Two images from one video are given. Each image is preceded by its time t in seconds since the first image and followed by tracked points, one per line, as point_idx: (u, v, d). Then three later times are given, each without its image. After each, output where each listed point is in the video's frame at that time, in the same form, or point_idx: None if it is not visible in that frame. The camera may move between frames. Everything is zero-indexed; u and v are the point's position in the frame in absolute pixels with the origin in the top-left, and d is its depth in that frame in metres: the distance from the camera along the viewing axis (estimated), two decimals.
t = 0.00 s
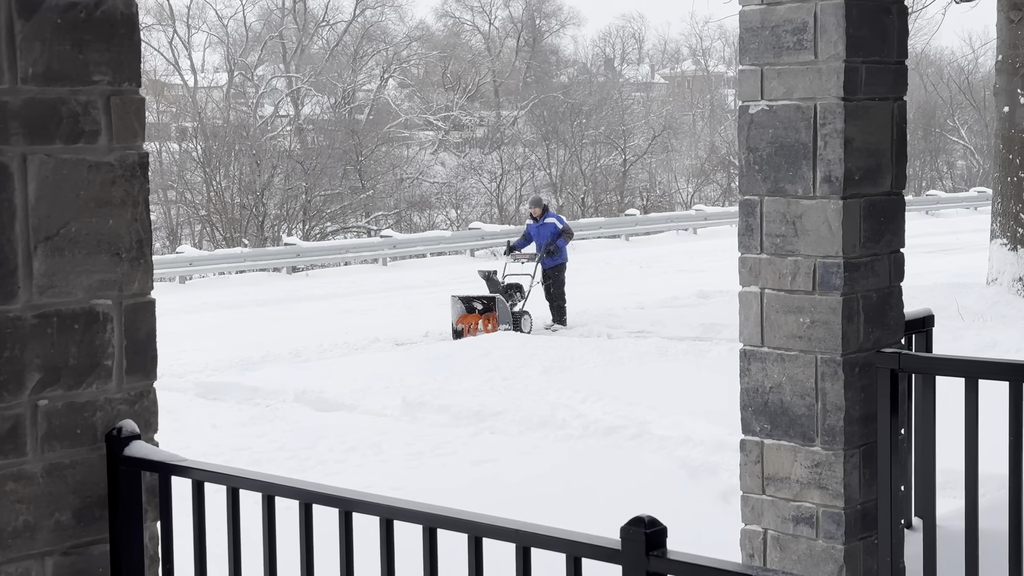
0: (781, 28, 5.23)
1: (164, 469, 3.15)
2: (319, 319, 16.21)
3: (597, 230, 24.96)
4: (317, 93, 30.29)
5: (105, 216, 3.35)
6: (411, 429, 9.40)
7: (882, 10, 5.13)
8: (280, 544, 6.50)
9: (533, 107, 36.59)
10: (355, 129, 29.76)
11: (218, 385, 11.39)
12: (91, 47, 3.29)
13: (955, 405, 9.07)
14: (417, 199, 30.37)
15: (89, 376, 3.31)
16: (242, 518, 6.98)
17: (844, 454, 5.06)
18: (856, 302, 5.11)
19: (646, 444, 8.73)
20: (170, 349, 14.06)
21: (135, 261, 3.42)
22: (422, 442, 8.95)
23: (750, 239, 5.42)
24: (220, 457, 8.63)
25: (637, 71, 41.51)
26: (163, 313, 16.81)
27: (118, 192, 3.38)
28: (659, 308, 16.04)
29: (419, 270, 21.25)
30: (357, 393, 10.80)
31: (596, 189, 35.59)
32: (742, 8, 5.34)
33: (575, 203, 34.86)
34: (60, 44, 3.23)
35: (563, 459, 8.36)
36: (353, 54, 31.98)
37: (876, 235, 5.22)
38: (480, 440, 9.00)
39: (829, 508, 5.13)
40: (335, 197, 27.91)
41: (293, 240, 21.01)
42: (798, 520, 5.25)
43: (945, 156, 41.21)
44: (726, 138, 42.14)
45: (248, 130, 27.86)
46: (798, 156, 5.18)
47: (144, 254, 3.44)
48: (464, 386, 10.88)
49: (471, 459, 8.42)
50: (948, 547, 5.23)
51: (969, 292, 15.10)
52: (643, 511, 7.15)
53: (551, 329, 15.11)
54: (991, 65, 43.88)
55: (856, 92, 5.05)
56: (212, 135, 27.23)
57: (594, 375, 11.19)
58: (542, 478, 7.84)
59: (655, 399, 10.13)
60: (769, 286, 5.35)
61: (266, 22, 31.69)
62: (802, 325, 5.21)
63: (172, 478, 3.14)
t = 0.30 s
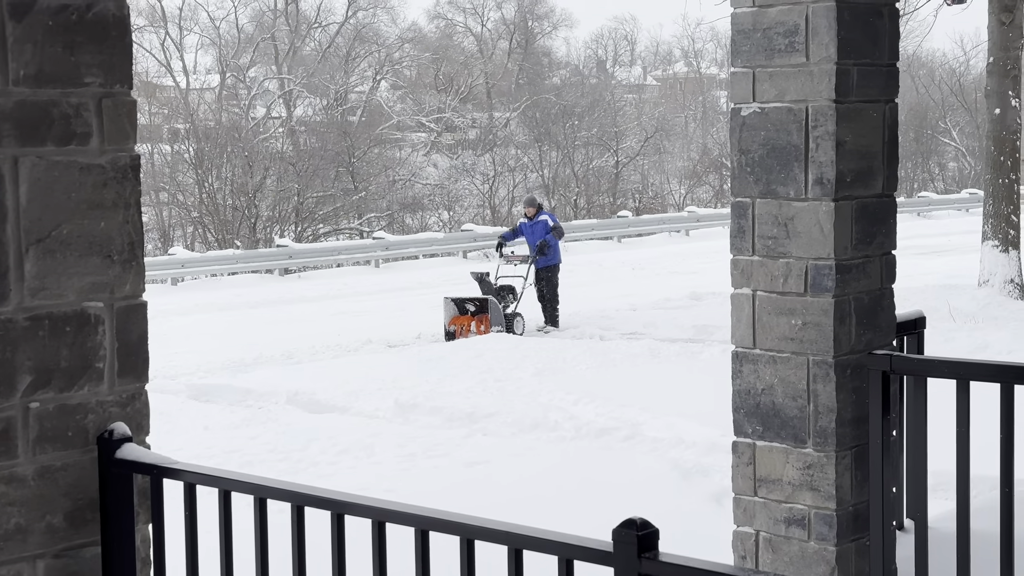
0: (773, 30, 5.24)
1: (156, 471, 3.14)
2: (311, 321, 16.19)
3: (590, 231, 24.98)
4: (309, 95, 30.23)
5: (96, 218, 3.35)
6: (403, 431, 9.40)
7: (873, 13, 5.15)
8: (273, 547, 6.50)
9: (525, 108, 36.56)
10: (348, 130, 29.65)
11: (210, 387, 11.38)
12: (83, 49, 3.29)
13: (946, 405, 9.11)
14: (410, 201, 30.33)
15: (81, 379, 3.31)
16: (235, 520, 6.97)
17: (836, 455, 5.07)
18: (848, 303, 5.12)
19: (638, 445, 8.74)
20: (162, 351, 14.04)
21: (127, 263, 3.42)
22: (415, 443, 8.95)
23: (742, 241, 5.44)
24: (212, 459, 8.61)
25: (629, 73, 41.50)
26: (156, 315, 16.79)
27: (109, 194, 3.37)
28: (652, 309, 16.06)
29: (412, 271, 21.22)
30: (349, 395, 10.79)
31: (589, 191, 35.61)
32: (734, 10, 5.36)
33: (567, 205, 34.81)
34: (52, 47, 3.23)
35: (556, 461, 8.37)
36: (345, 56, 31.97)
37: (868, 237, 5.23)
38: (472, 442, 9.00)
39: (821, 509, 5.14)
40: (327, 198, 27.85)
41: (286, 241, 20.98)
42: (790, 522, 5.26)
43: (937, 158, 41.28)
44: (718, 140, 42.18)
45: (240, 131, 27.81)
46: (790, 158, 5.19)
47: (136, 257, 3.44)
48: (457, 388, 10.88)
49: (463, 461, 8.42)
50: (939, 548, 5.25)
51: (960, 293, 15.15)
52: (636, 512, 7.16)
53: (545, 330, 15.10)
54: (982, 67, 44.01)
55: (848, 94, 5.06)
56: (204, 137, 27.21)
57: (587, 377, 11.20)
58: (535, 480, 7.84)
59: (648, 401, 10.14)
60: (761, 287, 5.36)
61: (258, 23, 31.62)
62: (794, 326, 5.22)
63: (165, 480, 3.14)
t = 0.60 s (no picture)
0: (769, 33, 5.25)
1: (150, 473, 3.14)
2: (307, 323, 16.19)
3: (585, 233, 25.01)
4: (304, 96, 30.18)
5: (92, 219, 3.35)
6: (398, 432, 9.40)
7: (869, 15, 5.16)
8: (268, 548, 6.50)
9: (521, 110, 36.57)
10: (344, 132, 29.57)
11: (206, 389, 11.36)
12: (78, 51, 3.29)
13: (940, 408, 9.12)
14: (406, 203, 30.36)
15: (76, 380, 3.31)
16: (230, 522, 6.97)
17: (831, 457, 5.08)
18: (842, 306, 5.12)
19: (634, 447, 8.74)
20: (156, 353, 14.02)
21: (123, 265, 3.42)
22: (410, 445, 8.95)
23: (737, 243, 5.44)
24: (207, 461, 8.61)
25: (625, 75, 41.52)
26: (150, 316, 16.77)
27: (104, 196, 3.37)
28: (647, 311, 16.07)
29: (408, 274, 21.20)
30: (345, 397, 10.78)
31: (584, 193, 35.65)
32: (729, 13, 5.36)
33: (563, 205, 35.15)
34: (47, 48, 3.23)
35: (551, 463, 8.37)
36: (341, 58, 31.90)
37: (863, 240, 5.23)
38: (468, 444, 9.00)
39: (816, 511, 5.14)
40: (323, 200, 27.85)
41: (281, 243, 20.96)
42: (784, 524, 5.26)
43: (932, 160, 41.30)
44: (714, 142, 42.19)
45: (235, 133, 27.84)
46: (785, 161, 5.19)
47: (131, 258, 3.44)
48: (452, 390, 10.87)
49: (458, 463, 8.42)
50: (934, 551, 5.25)
51: (955, 295, 15.18)
52: (631, 514, 7.16)
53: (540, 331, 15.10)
54: (977, 70, 44.13)
55: (843, 97, 5.07)
56: (200, 138, 27.22)
57: (581, 379, 11.20)
58: (530, 482, 7.84)
59: (643, 402, 10.14)
60: (756, 290, 5.37)
61: (254, 25, 31.60)
62: (789, 329, 5.22)
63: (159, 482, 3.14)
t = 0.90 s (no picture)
0: (769, 35, 5.25)
1: (150, 475, 3.14)
2: (306, 324, 16.18)
3: (585, 235, 25.02)
4: (304, 98, 30.15)
5: (92, 221, 3.34)
6: (398, 434, 9.40)
7: (869, 17, 5.16)
8: (268, 550, 6.50)
9: (521, 112, 36.58)
10: (343, 134, 29.51)
11: (205, 390, 11.35)
12: (78, 52, 3.29)
13: (940, 410, 9.12)
14: (405, 204, 30.41)
15: (76, 382, 3.31)
16: (230, 524, 6.97)
17: (831, 460, 5.07)
18: (842, 307, 5.12)
19: (633, 449, 8.74)
20: (156, 354, 14.02)
21: (122, 267, 3.41)
22: (409, 447, 8.95)
23: (737, 245, 5.44)
24: (207, 462, 8.60)
25: (625, 77, 41.53)
26: (150, 318, 16.78)
27: (105, 198, 3.37)
28: (646, 313, 16.07)
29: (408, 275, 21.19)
30: (344, 399, 10.78)
31: (584, 194, 35.67)
32: (729, 14, 5.36)
33: (563, 208, 35.06)
34: (47, 50, 3.23)
35: (550, 465, 8.37)
36: (341, 60, 31.87)
37: (863, 242, 5.23)
38: (467, 446, 9.00)
39: (816, 514, 5.14)
40: (322, 202, 27.85)
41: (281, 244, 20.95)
42: (784, 526, 5.26)
43: (932, 162, 41.26)
44: (713, 144, 42.21)
45: (235, 134, 27.85)
46: (785, 162, 5.19)
47: (132, 260, 3.43)
48: (451, 392, 10.88)
49: (458, 465, 8.42)
50: (934, 554, 5.24)
51: (955, 298, 15.18)
52: (631, 517, 7.16)
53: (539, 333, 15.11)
54: (977, 72, 44.11)
55: (843, 99, 5.07)
56: (200, 139, 27.18)
57: (581, 381, 11.19)
58: (530, 484, 7.83)
59: (642, 405, 10.14)
60: (756, 292, 5.37)
61: (253, 27, 31.65)
62: (789, 331, 5.22)
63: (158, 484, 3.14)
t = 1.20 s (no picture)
0: (773, 37, 5.25)
1: (155, 476, 3.15)
2: (310, 326, 16.19)
3: (588, 236, 25.01)
4: (308, 99, 30.15)
5: (96, 223, 3.35)
6: (402, 435, 9.41)
7: (874, 18, 5.16)
8: (273, 551, 6.50)
9: (524, 114, 36.64)
10: (346, 135, 29.44)
11: (209, 391, 11.36)
12: (83, 54, 3.30)
13: (944, 412, 9.10)
14: (409, 206, 30.45)
15: (80, 383, 3.31)
16: (233, 526, 6.98)
17: (835, 462, 5.07)
18: (846, 309, 5.12)
19: (637, 451, 8.73)
20: (160, 355, 14.03)
21: (126, 268, 3.42)
22: (413, 448, 8.95)
23: (741, 246, 5.44)
24: (211, 464, 8.61)
25: (628, 78, 41.55)
26: (154, 319, 16.79)
27: (109, 199, 3.37)
28: (650, 315, 16.06)
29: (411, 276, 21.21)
30: (348, 400, 10.78)
31: (587, 196, 35.66)
32: (734, 16, 5.36)
33: (567, 210, 35.14)
34: (52, 52, 3.24)
35: (554, 466, 8.37)
36: (344, 61, 31.84)
37: (867, 244, 5.23)
38: (470, 447, 9.01)
39: (820, 516, 5.14)
40: (326, 203, 27.83)
41: (285, 245, 20.98)
42: (788, 528, 5.26)
43: (936, 163, 41.17)
44: (717, 146, 42.17)
45: (239, 136, 27.87)
46: (789, 164, 5.19)
47: (136, 262, 3.44)
48: (455, 393, 10.88)
49: (461, 466, 8.43)
50: (939, 555, 5.23)
51: (958, 299, 15.18)
52: (634, 518, 7.16)
53: (544, 334, 15.11)
54: (981, 73, 44.04)
55: (847, 101, 5.07)
56: (203, 141, 27.29)
57: (584, 382, 11.19)
58: (534, 486, 7.83)
59: (645, 406, 10.14)
60: (760, 293, 5.37)
61: (257, 28, 31.80)
62: (793, 333, 5.22)
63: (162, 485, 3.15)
